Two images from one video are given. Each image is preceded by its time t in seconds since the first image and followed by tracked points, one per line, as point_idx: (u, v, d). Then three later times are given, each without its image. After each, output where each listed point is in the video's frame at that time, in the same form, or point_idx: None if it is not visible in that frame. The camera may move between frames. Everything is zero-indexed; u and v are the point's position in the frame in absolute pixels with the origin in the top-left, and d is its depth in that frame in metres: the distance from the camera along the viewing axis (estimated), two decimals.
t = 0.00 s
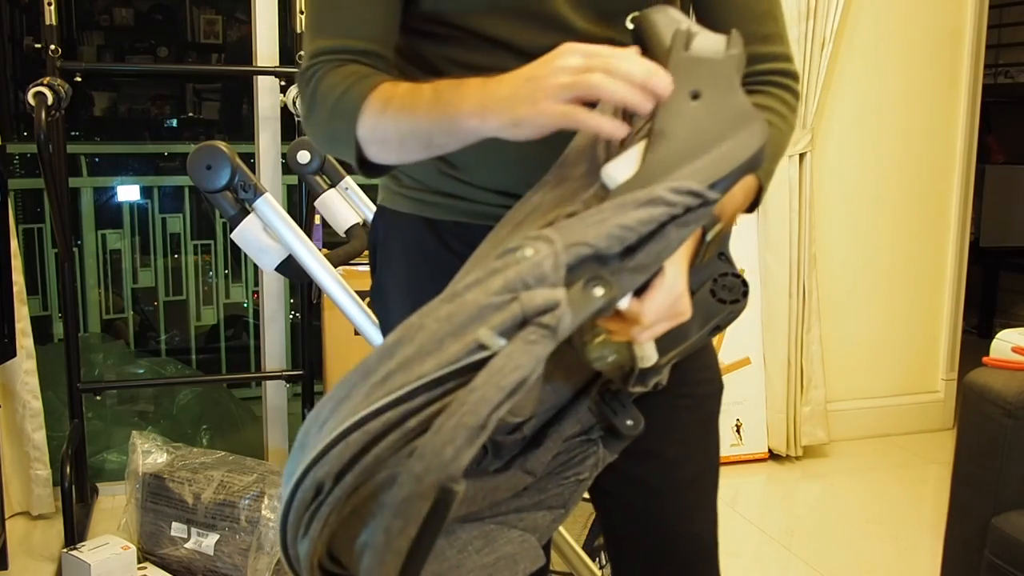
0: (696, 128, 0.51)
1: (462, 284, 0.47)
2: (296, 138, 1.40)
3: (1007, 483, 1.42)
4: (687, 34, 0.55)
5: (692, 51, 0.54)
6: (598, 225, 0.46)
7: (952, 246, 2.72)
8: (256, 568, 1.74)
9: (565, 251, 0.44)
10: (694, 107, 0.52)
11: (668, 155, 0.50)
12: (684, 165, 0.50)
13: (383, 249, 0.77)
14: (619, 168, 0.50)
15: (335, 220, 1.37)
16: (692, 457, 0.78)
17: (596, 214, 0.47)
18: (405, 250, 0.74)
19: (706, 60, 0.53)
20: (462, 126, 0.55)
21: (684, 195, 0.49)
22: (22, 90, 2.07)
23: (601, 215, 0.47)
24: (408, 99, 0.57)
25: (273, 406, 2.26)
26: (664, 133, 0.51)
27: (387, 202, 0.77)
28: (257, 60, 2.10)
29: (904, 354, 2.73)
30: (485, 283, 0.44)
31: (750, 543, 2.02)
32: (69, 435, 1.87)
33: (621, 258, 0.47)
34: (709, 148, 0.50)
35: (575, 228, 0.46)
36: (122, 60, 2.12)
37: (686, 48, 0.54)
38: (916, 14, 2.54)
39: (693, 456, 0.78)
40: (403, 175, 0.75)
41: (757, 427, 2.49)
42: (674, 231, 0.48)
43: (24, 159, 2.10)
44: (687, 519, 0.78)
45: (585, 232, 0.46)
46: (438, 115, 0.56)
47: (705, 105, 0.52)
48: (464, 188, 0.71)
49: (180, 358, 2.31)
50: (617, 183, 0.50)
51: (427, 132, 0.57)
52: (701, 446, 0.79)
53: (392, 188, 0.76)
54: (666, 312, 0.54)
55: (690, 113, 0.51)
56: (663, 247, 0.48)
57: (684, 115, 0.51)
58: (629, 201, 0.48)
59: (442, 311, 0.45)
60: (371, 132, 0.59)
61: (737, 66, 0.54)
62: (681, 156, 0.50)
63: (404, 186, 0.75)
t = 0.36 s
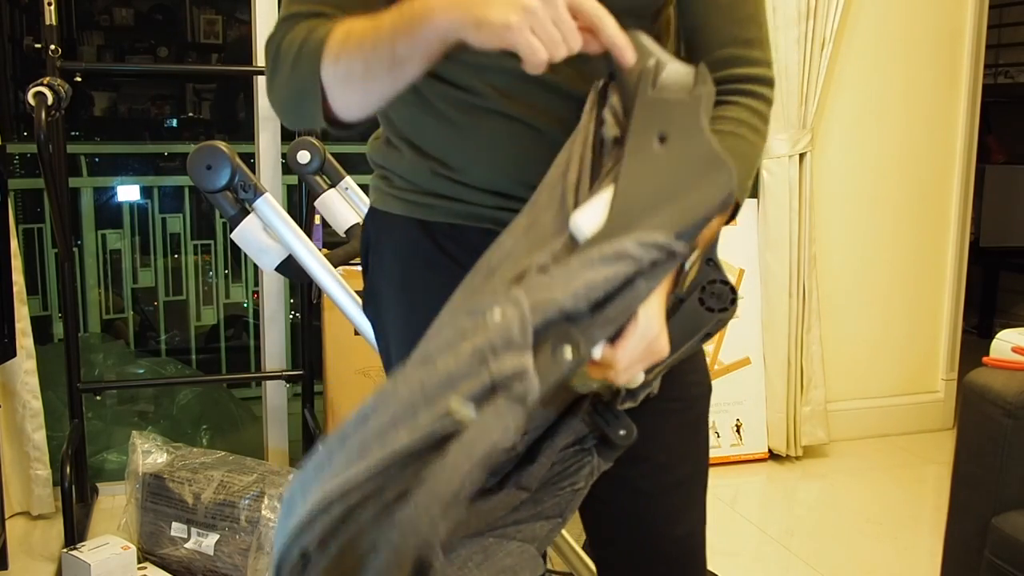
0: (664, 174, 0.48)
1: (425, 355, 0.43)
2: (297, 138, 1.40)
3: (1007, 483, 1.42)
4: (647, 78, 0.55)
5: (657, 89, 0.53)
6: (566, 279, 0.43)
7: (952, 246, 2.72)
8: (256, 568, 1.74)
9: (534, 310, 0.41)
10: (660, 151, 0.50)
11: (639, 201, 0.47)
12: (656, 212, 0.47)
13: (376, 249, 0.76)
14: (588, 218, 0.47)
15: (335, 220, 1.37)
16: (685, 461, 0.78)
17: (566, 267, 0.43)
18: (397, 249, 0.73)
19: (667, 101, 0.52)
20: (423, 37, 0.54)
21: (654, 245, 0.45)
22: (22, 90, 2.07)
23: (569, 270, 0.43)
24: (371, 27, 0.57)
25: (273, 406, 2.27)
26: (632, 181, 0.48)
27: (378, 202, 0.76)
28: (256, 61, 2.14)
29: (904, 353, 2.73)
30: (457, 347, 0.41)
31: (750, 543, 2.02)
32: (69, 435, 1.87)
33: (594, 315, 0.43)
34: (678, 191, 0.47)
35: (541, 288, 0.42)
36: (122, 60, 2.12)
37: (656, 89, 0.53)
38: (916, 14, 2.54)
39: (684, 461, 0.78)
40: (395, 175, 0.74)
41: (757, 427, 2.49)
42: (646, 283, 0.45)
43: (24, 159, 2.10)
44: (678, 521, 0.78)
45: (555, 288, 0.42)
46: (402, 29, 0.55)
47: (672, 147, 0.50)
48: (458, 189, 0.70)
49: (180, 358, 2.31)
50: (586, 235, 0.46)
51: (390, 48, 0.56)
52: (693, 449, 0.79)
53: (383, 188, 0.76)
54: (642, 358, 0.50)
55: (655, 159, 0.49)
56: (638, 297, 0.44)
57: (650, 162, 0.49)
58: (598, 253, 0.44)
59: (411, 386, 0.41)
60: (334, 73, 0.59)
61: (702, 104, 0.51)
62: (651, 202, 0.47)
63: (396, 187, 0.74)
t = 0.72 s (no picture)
0: (662, 280, 0.46)
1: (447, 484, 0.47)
2: (297, 138, 1.41)
3: (1007, 483, 1.42)
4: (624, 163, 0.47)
5: (639, 187, 0.46)
6: (565, 423, 0.43)
7: (952, 247, 2.72)
8: (256, 568, 1.74)
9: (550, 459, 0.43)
10: (645, 264, 0.46)
11: (633, 322, 0.45)
12: (653, 326, 0.45)
13: (366, 250, 0.75)
14: (585, 342, 0.45)
15: (335, 219, 1.37)
16: (679, 458, 0.78)
17: (564, 404, 0.44)
18: (390, 255, 0.72)
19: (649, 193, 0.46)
20: None
21: (652, 359, 0.45)
22: (22, 90, 2.07)
23: (571, 402, 0.43)
24: None
25: (273, 407, 2.27)
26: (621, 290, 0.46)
27: (371, 202, 0.76)
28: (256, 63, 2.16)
29: (904, 354, 2.72)
30: (476, 492, 0.44)
31: (749, 543, 2.02)
32: (69, 435, 1.87)
33: (603, 445, 0.44)
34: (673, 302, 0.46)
35: (548, 429, 0.43)
36: (122, 60, 2.12)
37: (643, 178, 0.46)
38: (915, 14, 2.54)
39: (678, 457, 0.78)
40: (388, 175, 0.74)
41: (757, 427, 2.49)
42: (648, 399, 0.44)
43: (24, 159, 2.10)
44: (669, 516, 0.78)
45: (565, 435, 0.43)
46: None
47: (664, 251, 0.46)
48: (448, 188, 0.70)
49: (180, 358, 2.31)
50: (588, 356, 0.45)
51: None
52: (685, 448, 0.79)
53: (375, 187, 0.76)
54: (645, 446, 0.51)
55: (647, 273, 0.46)
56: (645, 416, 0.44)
57: (640, 273, 0.46)
58: (594, 385, 0.44)
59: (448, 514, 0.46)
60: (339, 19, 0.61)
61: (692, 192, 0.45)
62: (651, 318, 0.45)
63: (388, 186, 0.74)
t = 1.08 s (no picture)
0: (629, 329, 0.51)
1: (439, 535, 0.53)
2: (297, 138, 1.41)
3: (1007, 483, 1.42)
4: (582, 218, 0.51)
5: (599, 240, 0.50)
6: (552, 478, 0.50)
7: (952, 247, 2.72)
8: (256, 568, 1.74)
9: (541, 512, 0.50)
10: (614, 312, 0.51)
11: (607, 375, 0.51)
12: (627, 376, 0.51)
13: (370, 245, 0.79)
14: (562, 398, 0.50)
15: (335, 220, 1.37)
16: (676, 457, 0.79)
17: (547, 462, 0.50)
18: (388, 254, 0.75)
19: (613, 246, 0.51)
20: (446, 56, 0.55)
21: (625, 407, 0.51)
22: (22, 90, 2.07)
23: (555, 458, 0.50)
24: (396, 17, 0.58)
25: (273, 406, 2.27)
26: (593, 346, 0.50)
27: (375, 200, 0.79)
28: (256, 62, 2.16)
29: (904, 354, 2.73)
30: (468, 552, 0.51)
31: (749, 543, 2.02)
32: (69, 435, 1.87)
33: (587, 489, 0.51)
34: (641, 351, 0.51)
35: (536, 483, 0.50)
36: (122, 60, 2.12)
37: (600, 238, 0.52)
38: (915, 15, 2.54)
39: (675, 457, 0.78)
40: (391, 174, 0.77)
41: (756, 427, 2.50)
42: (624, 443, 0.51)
43: (24, 159, 2.10)
44: (666, 515, 0.78)
45: (554, 489, 0.50)
46: (429, 37, 0.56)
47: (632, 297, 0.51)
48: (442, 188, 0.72)
49: (180, 358, 2.31)
50: (567, 405, 0.50)
51: (410, 47, 0.57)
52: (682, 448, 0.79)
53: (380, 186, 0.78)
54: (631, 480, 0.56)
55: (615, 322, 0.51)
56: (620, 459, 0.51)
57: (609, 324, 0.51)
58: (574, 440, 0.50)
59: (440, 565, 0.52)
60: (341, 38, 0.61)
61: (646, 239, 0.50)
62: (623, 369, 0.51)
63: (390, 184, 0.77)
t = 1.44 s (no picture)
0: (588, 345, 0.53)
1: (415, 546, 0.57)
2: (297, 138, 1.41)
3: (1007, 482, 1.42)
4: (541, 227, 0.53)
5: (552, 258, 0.53)
6: (514, 495, 0.53)
7: (952, 248, 2.72)
8: (256, 568, 1.74)
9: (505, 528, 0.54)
10: (575, 327, 0.52)
11: (567, 392, 0.53)
12: (590, 392, 0.53)
13: (372, 244, 0.79)
14: (525, 414, 0.54)
15: (335, 220, 1.37)
16: (675, 455, 0.78)
17: (511, 478, 0.54)
18: (389, 255, 0.75)
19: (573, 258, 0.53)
20: (398, 102, 0.56)
21: (588, 424, 0.53)
22: (22, 90, 2.07)
23: (519, 476, 0.53)
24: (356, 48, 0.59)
25: (273, 407, 2.27)
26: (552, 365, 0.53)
27: (375, 198, 0.79)
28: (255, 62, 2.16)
29: (905, 354, 2.73)
30: (438, 566, 0.55)
31: (749, 543, 2.02)
32: (69, 435, 1.87)
33: (552, 505, 0.54)
34: (602, 365, 0.53)
35: (502, 499, 0.54)
36: (122, 60, 2.12)
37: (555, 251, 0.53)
38: (915, 15, 2.54)
39: (673, 454, 0.78)
40: (391, 174, 0.77)
41: (756, 427, 2.50)
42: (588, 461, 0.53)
43: (24, 159, 2.10)
44: (663, 513, 0.78)
45: (518, 506, 0.53)
46: (381, 78, 0.57)
47: (591, 309, 0.52)
48: (437, 188, 0.72)
49: (180, 358, 2.31)
50: (529, 422, 0.54)
51: (364, 90, 0.58)
52: (681, 447, 0.79)
53: (380, 185, 0.79)
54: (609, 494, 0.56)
55: (573, 339, 0.53)
56: (584, 476, 0.53)
57: (570, 339, 0.53)
58: (535, 459, 0.53)
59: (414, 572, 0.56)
60: (315, 53, 0.61)
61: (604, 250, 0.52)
62: (583, 387, 0.53)
63: (390, 184, 0.77)
